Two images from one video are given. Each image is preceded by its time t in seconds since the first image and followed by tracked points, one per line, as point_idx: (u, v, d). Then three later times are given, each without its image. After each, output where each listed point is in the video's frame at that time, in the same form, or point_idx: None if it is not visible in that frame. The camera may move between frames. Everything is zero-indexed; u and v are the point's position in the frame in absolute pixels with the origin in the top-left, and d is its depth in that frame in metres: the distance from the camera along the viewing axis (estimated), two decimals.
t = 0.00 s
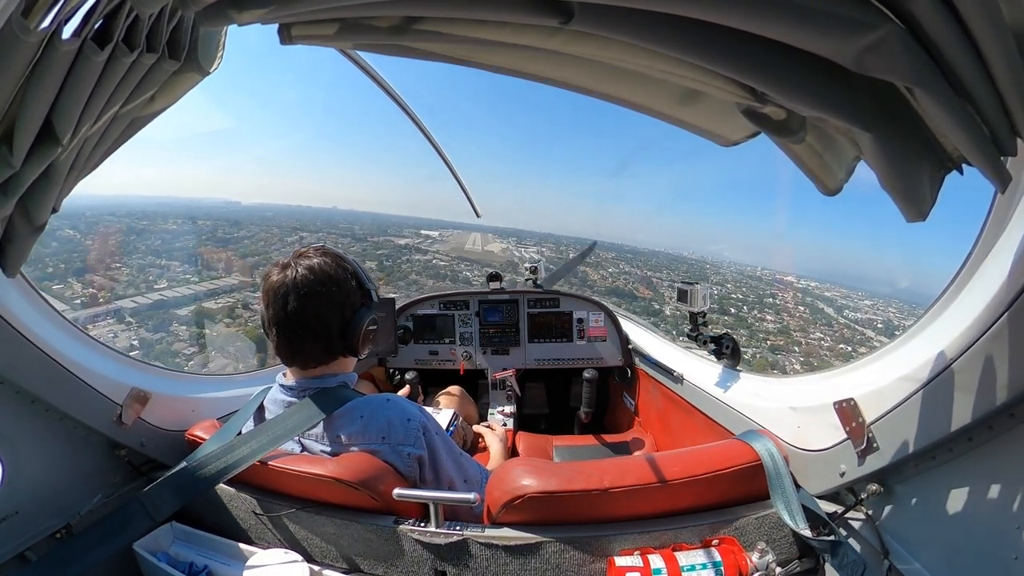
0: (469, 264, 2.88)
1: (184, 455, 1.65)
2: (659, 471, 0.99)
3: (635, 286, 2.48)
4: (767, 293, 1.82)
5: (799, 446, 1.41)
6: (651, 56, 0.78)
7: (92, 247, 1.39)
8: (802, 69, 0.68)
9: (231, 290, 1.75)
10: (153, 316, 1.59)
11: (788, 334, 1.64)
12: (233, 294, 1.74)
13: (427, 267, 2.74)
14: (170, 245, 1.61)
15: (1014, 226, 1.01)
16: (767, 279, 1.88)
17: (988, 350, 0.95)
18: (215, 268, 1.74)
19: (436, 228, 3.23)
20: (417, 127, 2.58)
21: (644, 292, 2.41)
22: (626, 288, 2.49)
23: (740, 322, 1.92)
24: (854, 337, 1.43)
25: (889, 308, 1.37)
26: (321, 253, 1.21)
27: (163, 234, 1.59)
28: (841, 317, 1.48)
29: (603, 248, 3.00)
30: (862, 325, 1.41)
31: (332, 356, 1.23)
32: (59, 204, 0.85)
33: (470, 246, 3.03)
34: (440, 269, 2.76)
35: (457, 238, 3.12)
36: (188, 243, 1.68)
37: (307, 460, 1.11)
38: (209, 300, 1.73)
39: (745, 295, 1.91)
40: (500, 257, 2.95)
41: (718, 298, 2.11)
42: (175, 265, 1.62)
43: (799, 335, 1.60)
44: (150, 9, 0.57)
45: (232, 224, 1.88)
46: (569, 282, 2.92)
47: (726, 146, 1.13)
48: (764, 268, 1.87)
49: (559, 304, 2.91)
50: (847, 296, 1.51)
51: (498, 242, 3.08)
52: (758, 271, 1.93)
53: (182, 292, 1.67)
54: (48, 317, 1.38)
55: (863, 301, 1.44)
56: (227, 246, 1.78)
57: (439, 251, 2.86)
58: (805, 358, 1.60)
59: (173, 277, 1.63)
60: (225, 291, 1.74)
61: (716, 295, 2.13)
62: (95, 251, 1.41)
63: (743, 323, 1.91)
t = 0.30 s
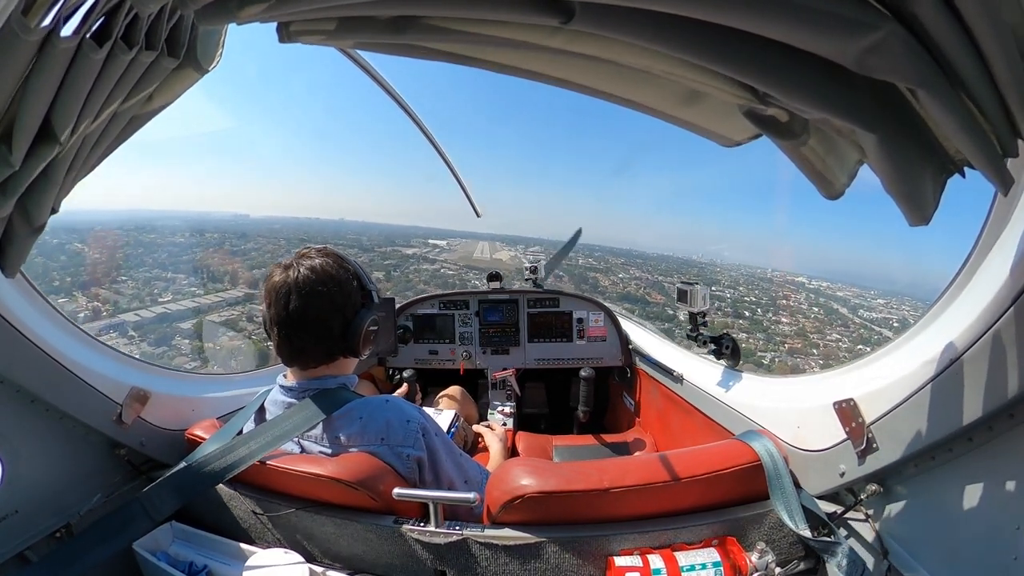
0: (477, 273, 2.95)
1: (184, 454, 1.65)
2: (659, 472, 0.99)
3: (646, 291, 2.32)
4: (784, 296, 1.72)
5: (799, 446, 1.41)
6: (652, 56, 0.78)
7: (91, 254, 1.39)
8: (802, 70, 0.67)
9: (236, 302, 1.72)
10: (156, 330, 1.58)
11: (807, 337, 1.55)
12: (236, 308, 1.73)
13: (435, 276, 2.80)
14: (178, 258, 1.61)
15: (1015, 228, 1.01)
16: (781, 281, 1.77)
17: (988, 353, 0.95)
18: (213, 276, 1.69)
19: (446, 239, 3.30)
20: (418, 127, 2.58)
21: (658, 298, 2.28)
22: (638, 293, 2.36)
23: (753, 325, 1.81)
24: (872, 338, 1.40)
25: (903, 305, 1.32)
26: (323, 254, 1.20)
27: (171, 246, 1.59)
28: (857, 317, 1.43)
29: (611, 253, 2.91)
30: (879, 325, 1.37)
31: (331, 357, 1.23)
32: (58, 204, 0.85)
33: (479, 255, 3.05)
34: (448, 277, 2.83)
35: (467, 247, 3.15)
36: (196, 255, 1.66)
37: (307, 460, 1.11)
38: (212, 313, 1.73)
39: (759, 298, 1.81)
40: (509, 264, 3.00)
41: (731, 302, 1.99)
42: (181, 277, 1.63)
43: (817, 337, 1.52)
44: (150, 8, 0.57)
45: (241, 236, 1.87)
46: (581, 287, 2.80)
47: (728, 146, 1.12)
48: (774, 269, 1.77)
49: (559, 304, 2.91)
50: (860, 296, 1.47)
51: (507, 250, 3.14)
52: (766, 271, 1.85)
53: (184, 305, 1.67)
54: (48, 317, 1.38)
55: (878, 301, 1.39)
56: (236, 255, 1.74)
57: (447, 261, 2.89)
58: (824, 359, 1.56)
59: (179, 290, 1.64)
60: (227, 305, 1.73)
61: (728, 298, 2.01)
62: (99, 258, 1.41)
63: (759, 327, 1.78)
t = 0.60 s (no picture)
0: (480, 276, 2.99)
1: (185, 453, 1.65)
2: (659, 471, 0.99)
3: (656, 292, 2.34)
4: (792, 294, 1.60)
5: (799, 446, 1.41)
6: (652, 56, 0.78)
7: (92, 264, 1.41)
8: (803, 69, 0.67)
9: (235, 312, 1.81)
10: (156, 340, 1.62)
11: (820, 335, 1.48)
12: (235, 317, 1.81)
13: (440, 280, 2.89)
14: (180, 267, 1.64)
15: (1015, 228, 1.01)
16: (789, 278, 1.66)
17: (987, 354, 0.95)
18: (219, 280, 1.70)
19: (450, 243, 3.33)
20: (418, 128, 2.57)
21: (667, 297, 2.29)
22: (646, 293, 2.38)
23: (764, 323, 1.71)
24: (885, 333, 1.36)
25: (913, 300, 1.29)
26: (314, 255, 1.19)
27: (174, 255, 1.63)
28: (868, 313, 1.38)
29: (620, 255, 2.93)
30: (891, 320, 1.33)
31: (331, 358, 1.24)
32: (58, 204, 0.85)
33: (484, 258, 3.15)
34: (454, 281, 2.90)
35: (470, 251, 3.19)
36: (200, 264, 1.70)
37: (307, 459, 1.11)
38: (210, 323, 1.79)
39: (769, 295, 1.72)
40: (514, 267, 3.10)
41: (741, 301, 1.86)
42: (183, 286, 1.65)
43: (832, 334, 1.45)
44: (149, 8, 0.57)
45: (244, 242, 1.89)
46: (586, 286, 2.83)
47: (728, 146, 1.12)
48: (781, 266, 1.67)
49: (559, 304, 2.91)
50: (869, 291, 1.42)
51: (513, 254, 3.22)
52: (769, 267, 1.77)
53: (182, 314, 1.70)
54: (48, 316, 1.38)
55: (887, 295, 1.37)
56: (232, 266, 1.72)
57: (452, 265, 2.95)
58: (840, 356, 1.50)
59: (180, 298, 1.66)
60: (227, 314, 1.80)
61: (739, 296, 1.88)
62: (101, 268, 1.43)
63: (772, 326, 1.67)
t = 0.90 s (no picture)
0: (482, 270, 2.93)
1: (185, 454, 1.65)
2: (659, 471, 0.99)
3: (658, 285, 2.29)
4: (794, 287, 1.58)
5: (799, 445, 1.42)
6: (652, 56, 0.78)
7: (89, 262, 1.41)
8: (803, 70, 0.68)
9: (232, 308, 1.80)
10: (147, 339, 1.60)
11: (826, 330, 1.47)
12: (231, 314, 1.80)
13: (440, 274, 2.72)
14: (176, 263, 1.65)
15: (1014, 227, 1.01)
16: (791, 272, 1.63)
17: (986, 354, 0.95)
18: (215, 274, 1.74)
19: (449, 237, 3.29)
20: (418, 128, 2.58)
21: (670, 291, 2.23)
22: (649, 288, 2.34)
23: (771, 318, 1.65)
24: (890, 328, 1.35)
25: (915, 294, 1.29)
26: (310, 256, 1.18)
27: (170, 251, 1.63)
28: (873, 308, 1.38)
29: (619, 248, 2.83)
30: (896, 315, 1.33)
31: (331, 359, 1.24)
32: (60, 203, 0.86)
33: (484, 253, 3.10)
34: (454, 276, 2.72)
35: (471, 246, 3.15)
36: (195, 260, 1.71)
37: (307, 459, 1.11)
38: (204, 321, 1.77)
39: (771, 289, 1.67)
40: (515, 262, 3.05)
41: (744, 296, 1.78)
42: (178, 283, 1.65)
43: (837, 329, 1.44)
44: (151, 9, 0.57)
45: (241, 238, 1.89)
46: (590, 281, 2.77)
47: (727, 146, 1.13)
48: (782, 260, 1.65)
49: (559, 305, 2.91)
50: (870, 285, 1.42)
51: (513, 249, 3.19)
52: (770, 260, 1.74)
53: (178, 313, 1.68)
54: (48, 317, 1.39)
55: (888, 289, 1.36)
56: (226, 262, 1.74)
57: (451, 259, 2.80)
58: (846, 351, 1.47)
59: (175, 296, 1.65)
60: (222, 311, 1.80)
61: (740, 292, 1.80)
62: (97, 266, 1.43)
63: (777, 319, 1.63)
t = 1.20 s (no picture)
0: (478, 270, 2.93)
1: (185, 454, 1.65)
2: (660, 471, 0.99)
3: (657, 284, 2.29)
4: (793, 285, 1.55)
5: (799, 445, 1.42)
6: (652, 56, 0.78)
7: (80, 263, 1.38)
8: (803, 69, 0.68)
9: (223, 309, 1.74)
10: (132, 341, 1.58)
11: (827, 328, 1.44)
12: (220, 316, 1.76)
13: (437, 274, 2.66)
14: (168, 264, 1.59)
15: (1014, 227, 1.01)
16: (788, 269, 1.60)
17: (987, 353, 0.95)
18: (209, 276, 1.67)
19: (446, 235, 3.20)
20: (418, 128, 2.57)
21: (669, 290, 2.24)
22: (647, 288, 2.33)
23: (772, 317, 1.61)
24: (890, 326, 1.35)
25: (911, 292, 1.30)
26: (307, 257, 1.18)
27: (162, 252, 1.57)
28: (871, 305, 1.37)
29: (615, 245, 2.79)
30: (895, 312, 1.33)
31: (331, 359, 1.24)
32: (60, 204, 0.86)
33: (480, 251, 3.01)
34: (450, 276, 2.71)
35: (467, 243, 3.03)
36: (187, 260, 1.66)
37: (307, 459, 1.11)
38: (194, 323, 1.70)
39: (770, 287, 1.65)
40: (512, 260, 3.00)
41: (743, 293, 1.77)
42: (168, 283, 1.59)
43: (838, 327, 1.42)
44: (151, 9, 0.57)
45: (237, 236, 1.84)
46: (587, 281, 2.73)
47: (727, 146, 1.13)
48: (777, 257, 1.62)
49: (559, 304, 2.91)
50: (867, 283, 1.42)
51: (508, 246, 3.12)
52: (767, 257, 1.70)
53: (169, 314, 1.63)
54: (48, 317, 1.39)
55: (885, 287, 1.36)
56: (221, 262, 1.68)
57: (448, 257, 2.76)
58: (849, 350, 1.46)
59: (165, 297, 1.60)
60: (215, 312, 1.73)
61: (739, 288, 1.78)
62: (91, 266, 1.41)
63: (778, 319, 1.59)
